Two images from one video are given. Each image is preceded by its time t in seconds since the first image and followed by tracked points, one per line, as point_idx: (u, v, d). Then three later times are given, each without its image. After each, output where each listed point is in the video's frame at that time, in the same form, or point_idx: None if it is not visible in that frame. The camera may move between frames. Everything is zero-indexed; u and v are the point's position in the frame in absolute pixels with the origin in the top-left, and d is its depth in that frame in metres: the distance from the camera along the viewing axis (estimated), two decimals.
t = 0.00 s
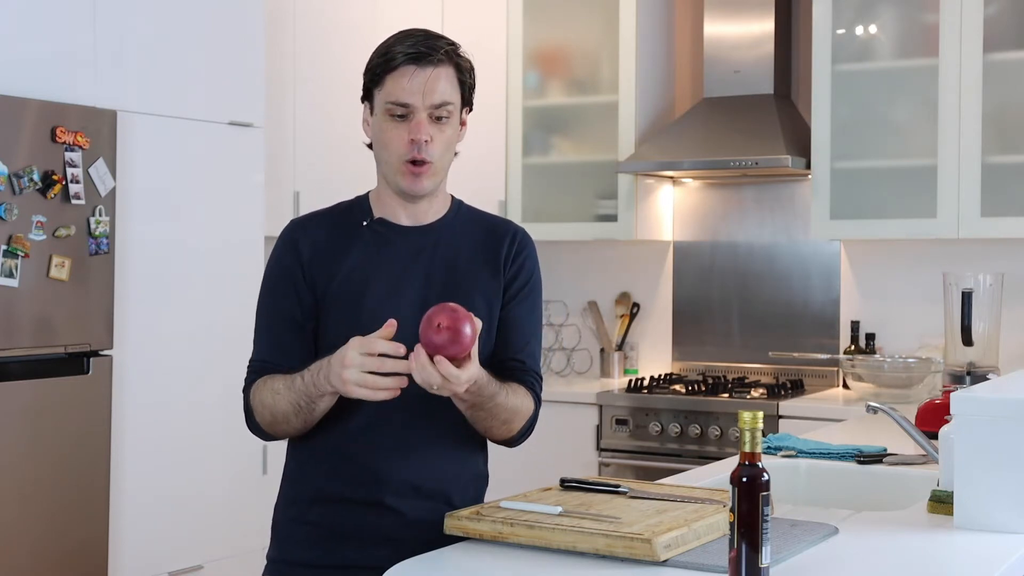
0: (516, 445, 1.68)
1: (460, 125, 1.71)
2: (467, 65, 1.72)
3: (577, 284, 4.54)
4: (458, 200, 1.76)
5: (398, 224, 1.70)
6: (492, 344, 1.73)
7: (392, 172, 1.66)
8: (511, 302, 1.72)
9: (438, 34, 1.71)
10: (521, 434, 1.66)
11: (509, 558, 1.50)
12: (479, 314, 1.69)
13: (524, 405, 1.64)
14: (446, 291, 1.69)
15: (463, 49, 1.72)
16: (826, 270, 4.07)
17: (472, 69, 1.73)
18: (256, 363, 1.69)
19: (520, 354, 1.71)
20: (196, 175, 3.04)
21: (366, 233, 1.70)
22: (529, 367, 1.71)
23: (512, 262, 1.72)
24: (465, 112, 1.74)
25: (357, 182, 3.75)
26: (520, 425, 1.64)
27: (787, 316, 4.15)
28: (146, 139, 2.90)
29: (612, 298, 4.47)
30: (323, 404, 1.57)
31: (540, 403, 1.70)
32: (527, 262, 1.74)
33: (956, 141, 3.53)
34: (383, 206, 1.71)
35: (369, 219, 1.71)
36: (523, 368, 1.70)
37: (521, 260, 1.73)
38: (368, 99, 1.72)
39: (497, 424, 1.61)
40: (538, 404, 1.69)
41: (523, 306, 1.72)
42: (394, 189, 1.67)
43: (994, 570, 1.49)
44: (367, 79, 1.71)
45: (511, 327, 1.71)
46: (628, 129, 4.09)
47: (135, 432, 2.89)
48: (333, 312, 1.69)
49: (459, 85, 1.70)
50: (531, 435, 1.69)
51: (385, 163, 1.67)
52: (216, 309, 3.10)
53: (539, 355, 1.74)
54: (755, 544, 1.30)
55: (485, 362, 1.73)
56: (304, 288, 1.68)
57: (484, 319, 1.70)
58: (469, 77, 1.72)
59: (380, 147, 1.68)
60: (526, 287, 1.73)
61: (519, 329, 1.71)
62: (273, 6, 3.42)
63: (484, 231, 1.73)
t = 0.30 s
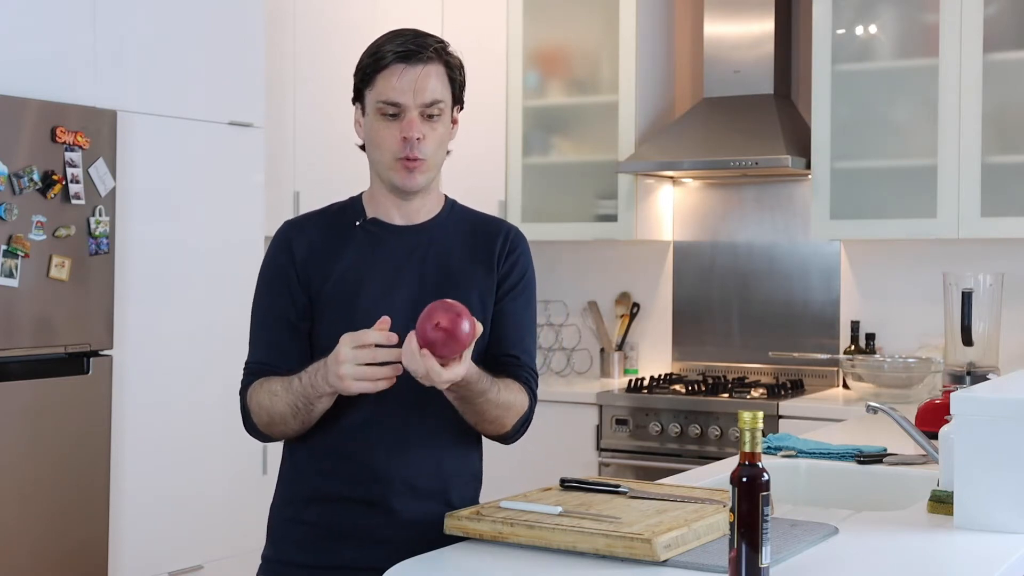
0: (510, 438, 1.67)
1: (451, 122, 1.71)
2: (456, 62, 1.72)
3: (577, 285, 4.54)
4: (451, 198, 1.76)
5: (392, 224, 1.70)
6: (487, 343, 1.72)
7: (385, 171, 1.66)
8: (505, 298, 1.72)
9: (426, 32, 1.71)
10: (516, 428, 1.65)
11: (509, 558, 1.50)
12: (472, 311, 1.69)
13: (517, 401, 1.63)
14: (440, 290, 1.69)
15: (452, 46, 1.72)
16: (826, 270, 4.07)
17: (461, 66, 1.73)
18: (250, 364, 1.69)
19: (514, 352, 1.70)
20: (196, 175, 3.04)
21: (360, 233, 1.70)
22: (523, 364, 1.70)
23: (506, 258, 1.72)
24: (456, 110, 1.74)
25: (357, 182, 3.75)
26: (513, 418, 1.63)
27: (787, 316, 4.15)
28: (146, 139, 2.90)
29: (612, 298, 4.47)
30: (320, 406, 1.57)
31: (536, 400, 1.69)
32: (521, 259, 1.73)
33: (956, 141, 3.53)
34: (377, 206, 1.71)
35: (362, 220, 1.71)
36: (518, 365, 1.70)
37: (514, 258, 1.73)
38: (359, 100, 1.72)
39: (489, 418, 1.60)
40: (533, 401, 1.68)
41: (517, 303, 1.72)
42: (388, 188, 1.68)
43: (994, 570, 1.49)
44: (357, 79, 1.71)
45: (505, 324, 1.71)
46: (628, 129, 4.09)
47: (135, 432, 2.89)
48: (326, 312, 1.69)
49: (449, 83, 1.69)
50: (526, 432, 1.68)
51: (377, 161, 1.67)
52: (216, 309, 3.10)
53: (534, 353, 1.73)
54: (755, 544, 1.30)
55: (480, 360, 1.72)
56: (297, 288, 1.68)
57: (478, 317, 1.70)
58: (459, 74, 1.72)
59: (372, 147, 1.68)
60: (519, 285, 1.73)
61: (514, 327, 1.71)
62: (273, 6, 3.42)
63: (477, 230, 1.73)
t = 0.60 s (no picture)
0: (507, 442, 1.68)
1: (446, 118, 1.71)
2: (449, 58, 1.72)
3: (577, 285, 4.54)
4: (451, 199, 1.76)
5: (389, 222, 1.70)
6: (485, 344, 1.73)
7: (378, 167, 1.66)
8: (503, 302, 1.71)
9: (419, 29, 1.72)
10: (512, 432, 1.66)
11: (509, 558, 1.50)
12: (470, 314, 1.69)
13: (512, 408, 1.63)
14: (437, 292, 1.69)
15: (445, 43, 1.72)
16: (825, 270, 4.07)
17: (455, 62, 1.73)
18: (248, 363, 1.69)
19: (512, 355, 1.70)
20: (196, 175, 3.04)
21: (357, 233, 1.70)
22: (521, 367, 1.70)
23: (505, 262, 1.72)
24: (451, 105, 1.73)
25: (357, 182, 3.75)
26: (507, 425, 1.64)
27: (786, 317, 4.16)
28: (146, 139, 2.90)
29: (612, 298, 4.47)
30: (315, 404, 1.57)
31: (534, 403, 1.70)
32: (520, 262, 1.73)
33: (956, 140, 3.53)
34: (374, 204, 1.71)
35: (360, 219, 1.71)
36: (515, 369, 1.70)
37: (513, 260, 1.73)
38: (355, 99, 1.73)
39: (483, 427, 1.61)
40: (531, 405, 1.68)
41: (516, 306, 1.72)
42: (382, 184, 1.67)
43: (994, 570, 1.49)
44: (352, 80, 1.73)
45: (503, 327, 1.71)
46: (628, 129, 4.09)
47: (135, 432, 2.89)
48: (323, 312, 1.69)
49: (440, 78, 1.69)
50: (523, 436, 1.69)
51: (371, 158, 1.67)
52: (216, 309, 3.10)
53: (533, 355, 1.73)
54: (755, 544, 1.30)
55: (478, 361, 1.72)
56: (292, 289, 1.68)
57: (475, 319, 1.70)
58: (452, 70, 1.72)
59: (366, 144, 1.68)
60: (517, 287, 1.72)
61: (512, 330, 1.71)
62: (273, 5, 3.42)
63: (476, 231, 1.73)
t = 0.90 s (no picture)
0: (519, 440, 1.68)
1: (444, 121, 1.70)
2: (445, 61, 1.71)
3: (577, 285, 4.54)
4: (455, 201, 1.76)
5: (394, 223, 1.70)
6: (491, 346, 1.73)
7: (378, 173, 1.65)
8: (510, 305, 1.72)
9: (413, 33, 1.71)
10: (523, 432, 1.67)
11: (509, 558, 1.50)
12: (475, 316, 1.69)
13: (517, 404, 1.64)
14: (442, 293, 1.69)
15: (440, 44, 1.71)
16: (826, 270, 4.07)
17: (451, 64, 1.72)
18: (251, 361, 1.69)
19: (519, 358, 1.71)
20: (196, 175, 3.04)
21: (362, 234, 1.70)
22: (528, 370, 1.71)
23: (510, 265, 1.72)
24: (449, 107, 1.73)
25: (358, 182, 3.75)
26: (515, 421, 1.64)
27: (786, 317, 4.16)
28: (146, 139, 2.90)
29: (612, 298, 4.47)
30: (325, 403, 1.57)
31: (541, 405, 1.71)
32: (526, 264, 1.73)
33: (956, 140, 3.53)
34: (378, 206, 1.71)
35: (364, 219, 1.71)
36: (522, 371, 1.71)
37: (519, 262, 1.73)
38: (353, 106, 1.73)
39: (490, 427, 1.62)
40: (539, 406, 1.70)
41: (521, 310, 1.72)
42: (384, 190, 1.67)
43: (994, 570, 1.49)
44: (349, 87, 1.72)
45: (510, 330, 1.72)
46: (628, 129, 4.09)
47: (135, 432, 2.89)
48: (328, 313, 1.69)
49: (437, 80, 1.69)
50: (532, 438, 1.70)
51: (371, 164, 1.66)
52: (216, 309, 3.10)
53: (541, 357, 1.74)
54: (754, 544, 1.30)
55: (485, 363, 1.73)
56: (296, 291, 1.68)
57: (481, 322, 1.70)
58: (448, 72, 1.71)
59: (365, 150, 1.68)
60: (523, 290, 1.73)
61: (518, 334, 1.71)
62: (273, 5, 3.42)
63: (480, 233, 1.72)
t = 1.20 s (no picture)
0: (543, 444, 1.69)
1: (443, 121, 1.70)
2: (440, 60, 1.70)
3: (577, 285, 4.54)
4: (459, 200, 1.76)
5: (399, 222, 1.70)
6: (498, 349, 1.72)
7: (380, 178, 1.66)
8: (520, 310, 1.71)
9: (406, 33, 1.70)
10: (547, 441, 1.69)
11: (509, 558, 1.50)
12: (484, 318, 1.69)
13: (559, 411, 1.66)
14: (448, 292, 1.69)
15: (433, 43, 1.71)
16: (826, 270, 4.07)
17: (446, 62, 1.71)
18: (248, 351, 1.68)
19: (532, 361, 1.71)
20: (196, 175, 3.04)
21: (368, 233, 1.70)
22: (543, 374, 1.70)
23: (518, 268, 1.72)
24: (448, 104, 1.72)
25: (357, 182, 3.75)
26: (556, 425, 1.66)
27: (787, 317, 4.16)
28: (146, 139, 2.90)
29: (612, 298, 4.47)
30: (313, 390, 1.56)
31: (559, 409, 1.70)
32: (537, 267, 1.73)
33: (956, 140, 3.53)
34: (382, 207, 1.71)
35: (370, 218, 1.71)
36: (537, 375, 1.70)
37: (529, 265, 1.73)
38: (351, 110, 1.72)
39: (540, 429, 1.64)
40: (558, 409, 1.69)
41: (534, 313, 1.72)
42: (387, 193, 1.67)
43: (994, 570, 1.49)
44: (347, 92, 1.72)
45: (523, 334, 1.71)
46: (628, 129, 4.09)
47: (135, 432, 2.89)
48: (333, 311, 1.69)
49: (433, 81, 1.68)
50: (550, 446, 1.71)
51: (372, 168, 1.66)
52: (216, 310, 3.10)
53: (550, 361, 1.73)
54: (754, 544, 1.30)
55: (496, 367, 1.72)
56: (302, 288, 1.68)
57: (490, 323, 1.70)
58: (443, 70, 1.71)
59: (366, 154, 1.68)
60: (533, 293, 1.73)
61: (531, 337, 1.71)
62: (273, 6, 3.42)
63: (488, 234, 1.72)
